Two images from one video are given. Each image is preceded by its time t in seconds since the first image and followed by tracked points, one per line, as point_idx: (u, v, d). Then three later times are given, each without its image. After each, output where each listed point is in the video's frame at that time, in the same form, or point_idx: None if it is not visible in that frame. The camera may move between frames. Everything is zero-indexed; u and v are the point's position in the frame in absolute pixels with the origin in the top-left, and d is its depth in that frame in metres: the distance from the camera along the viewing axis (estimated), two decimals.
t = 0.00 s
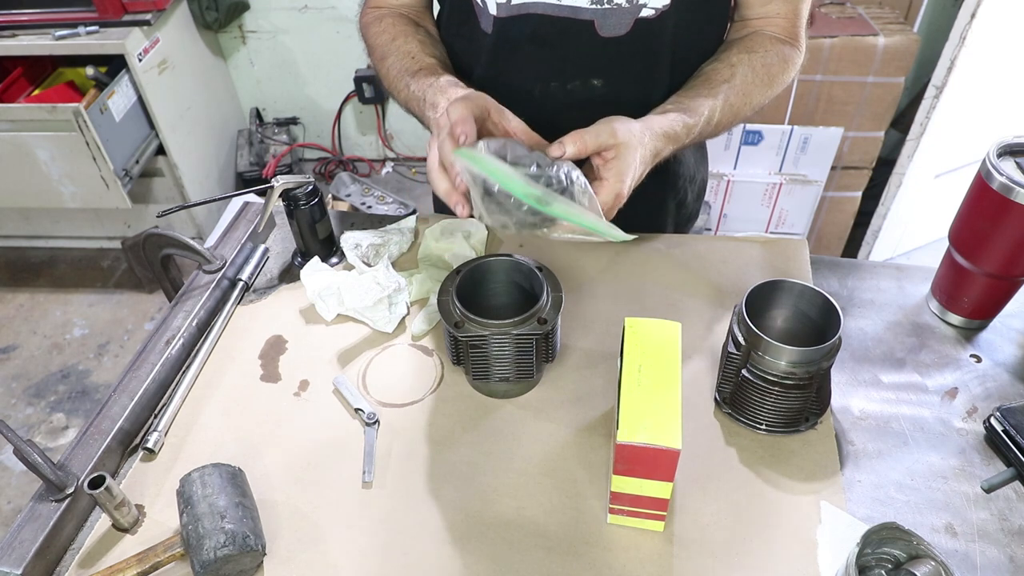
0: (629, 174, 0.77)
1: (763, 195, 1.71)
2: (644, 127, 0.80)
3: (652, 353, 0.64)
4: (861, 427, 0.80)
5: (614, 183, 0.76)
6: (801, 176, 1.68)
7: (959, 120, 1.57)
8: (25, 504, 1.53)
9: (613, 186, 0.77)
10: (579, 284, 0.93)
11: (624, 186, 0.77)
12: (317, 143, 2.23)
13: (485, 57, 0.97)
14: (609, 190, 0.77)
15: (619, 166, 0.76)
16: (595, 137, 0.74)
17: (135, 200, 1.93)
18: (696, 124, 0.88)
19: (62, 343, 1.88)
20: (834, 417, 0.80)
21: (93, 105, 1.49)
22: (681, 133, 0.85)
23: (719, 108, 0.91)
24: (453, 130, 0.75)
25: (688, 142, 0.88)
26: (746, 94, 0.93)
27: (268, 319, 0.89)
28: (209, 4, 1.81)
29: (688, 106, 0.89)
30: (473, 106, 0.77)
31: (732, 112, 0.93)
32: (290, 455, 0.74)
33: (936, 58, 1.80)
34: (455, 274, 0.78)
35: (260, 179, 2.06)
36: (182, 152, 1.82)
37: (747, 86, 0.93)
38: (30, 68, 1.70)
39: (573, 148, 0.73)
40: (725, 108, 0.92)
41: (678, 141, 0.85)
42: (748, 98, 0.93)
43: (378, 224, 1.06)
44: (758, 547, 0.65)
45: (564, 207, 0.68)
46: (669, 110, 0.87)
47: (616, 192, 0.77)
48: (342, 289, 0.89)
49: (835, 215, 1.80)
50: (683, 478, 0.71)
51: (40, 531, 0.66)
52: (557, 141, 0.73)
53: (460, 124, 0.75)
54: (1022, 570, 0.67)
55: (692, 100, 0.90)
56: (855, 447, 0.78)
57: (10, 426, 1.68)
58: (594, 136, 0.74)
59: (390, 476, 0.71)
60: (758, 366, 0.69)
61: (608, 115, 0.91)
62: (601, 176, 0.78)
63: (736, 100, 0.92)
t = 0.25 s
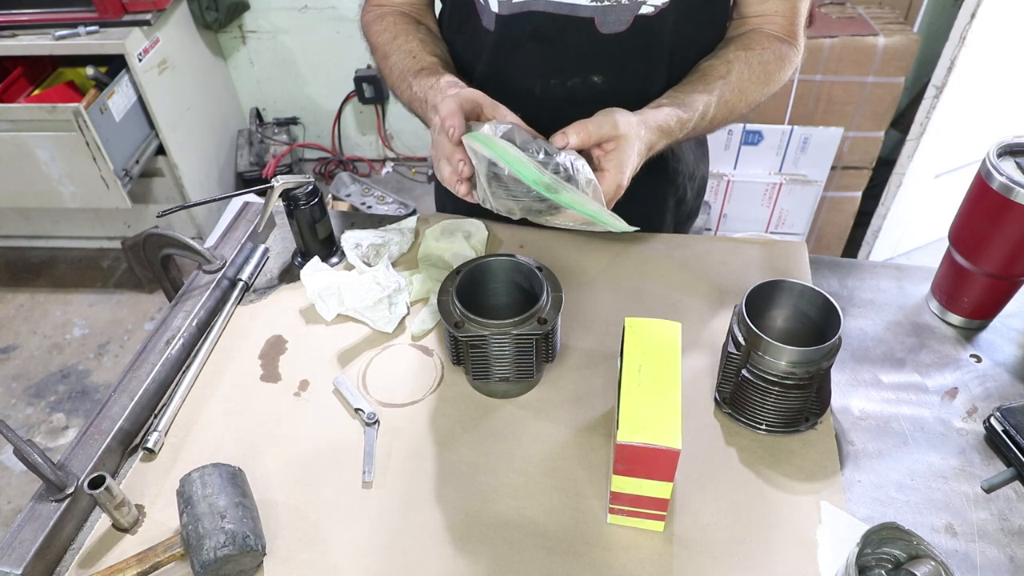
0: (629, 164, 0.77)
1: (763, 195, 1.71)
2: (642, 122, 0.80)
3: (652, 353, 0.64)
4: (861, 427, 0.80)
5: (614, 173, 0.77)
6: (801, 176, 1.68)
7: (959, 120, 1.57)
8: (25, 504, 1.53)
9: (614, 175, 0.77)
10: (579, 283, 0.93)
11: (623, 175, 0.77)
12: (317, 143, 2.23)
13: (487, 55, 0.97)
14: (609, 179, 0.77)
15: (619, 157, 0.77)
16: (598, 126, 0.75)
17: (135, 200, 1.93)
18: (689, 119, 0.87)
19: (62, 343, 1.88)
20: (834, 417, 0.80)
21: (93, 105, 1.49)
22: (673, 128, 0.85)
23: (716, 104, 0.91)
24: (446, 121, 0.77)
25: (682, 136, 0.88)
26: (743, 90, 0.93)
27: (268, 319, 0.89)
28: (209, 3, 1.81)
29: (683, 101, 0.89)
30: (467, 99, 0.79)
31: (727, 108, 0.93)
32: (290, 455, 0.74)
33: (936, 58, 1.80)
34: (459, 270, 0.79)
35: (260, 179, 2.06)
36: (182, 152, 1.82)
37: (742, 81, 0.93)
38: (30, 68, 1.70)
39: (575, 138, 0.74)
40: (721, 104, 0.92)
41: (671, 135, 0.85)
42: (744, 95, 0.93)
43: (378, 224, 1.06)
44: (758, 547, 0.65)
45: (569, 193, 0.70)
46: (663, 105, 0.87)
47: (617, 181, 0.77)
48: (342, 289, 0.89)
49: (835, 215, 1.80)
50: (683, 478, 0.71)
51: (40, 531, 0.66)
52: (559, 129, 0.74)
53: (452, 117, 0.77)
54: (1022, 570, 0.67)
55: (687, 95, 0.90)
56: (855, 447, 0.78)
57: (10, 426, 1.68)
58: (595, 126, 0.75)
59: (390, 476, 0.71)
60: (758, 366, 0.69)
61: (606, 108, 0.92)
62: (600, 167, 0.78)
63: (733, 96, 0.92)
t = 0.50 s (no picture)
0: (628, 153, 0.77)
1: (763, 195, 1.71)
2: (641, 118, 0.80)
3: (652, 353, 0.64)
4: (861, 427, 0.80)
5: (612, 161, 0.76)
6: (801, 176, 1.68)
7: (958, 120, 1.57)
8: (25, 504, 1.53)
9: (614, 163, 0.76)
10: (579, 283, 0.93)
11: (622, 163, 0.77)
12: (317, 143, 2.23)
13: (489, 53, 0.97)
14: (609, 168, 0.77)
15: (619, 146, 0.76)
16: (599, 114, 0.75)
17: (135, 200, 1.93)
18: (690, 114, 0.88)
19: (62, 343, 1.88)
20: (834, 417, 0.80)
21: (93, 105, 1.49)
22: (675, 122, 0.86)
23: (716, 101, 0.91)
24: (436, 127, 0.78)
25: (682, 132, 0.89)
26: (744, 87, 0.93)
27: (268, 319, 0.89)
28: (209, 4, 1.81)
29: (684, 96, 0.89)
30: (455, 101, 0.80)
31: (728, 104, 0.93)
32: (290, 455, 0.74)
33: (936, 58, 1.80)
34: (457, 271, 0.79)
35: (260, 179, 2.06)
36: (182, 152, 1.82)
37: (743, 77, 0.93)
38: (30, 68, 1.70)
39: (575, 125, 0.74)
40: (722, 101, 0.92)
41: (672, 130, 0.86)
42: (744, 92, 0.93)
43: (379, 224, 1.06)
44: (758, 547, 0.65)
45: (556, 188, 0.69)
46: (664, 99, 0.87)
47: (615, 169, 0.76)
48: (342, 289, 0.89)
49: (834, 215, 1.80)
50: (683, 478, 0.71)
51: (40, 531, 0.66)
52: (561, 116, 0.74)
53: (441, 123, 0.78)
54: (1022, 570, 0.67)
55: (689, 90, 0.90)
56: (855, 447, 0.78)
57: (10, 426, 1.68)
58: (595, 114, 0.75)
59: (390, 476, 0.71)
60: (758, 366, 0.69)
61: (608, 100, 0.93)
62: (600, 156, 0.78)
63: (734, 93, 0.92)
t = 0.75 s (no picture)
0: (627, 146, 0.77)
1: (763, 195, 1.71)
2: (642, 116, 0.80)
3: (652, 352, 0.64)
4: (861, 427, 0.80)
5: (612, 150, 0.77)
6: (801, 176, 1.68)
7: (959, 120, 1.57)
8: (25, 504, 1.53)
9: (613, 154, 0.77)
10: (579, 283, 0.93)
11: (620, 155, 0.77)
12: (317, 143, 2.23)
13: (492, 50, 0.97)
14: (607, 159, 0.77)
15: (618, 137, 0.77)
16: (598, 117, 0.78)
17: (135, 200, 1.93)
18: (694, 107, 0.88)
19: (62, 343, 1.88)
20: (834, 417, 0.80)
21: (93, 105, 1.49)
22: (677, 115, 0.86)
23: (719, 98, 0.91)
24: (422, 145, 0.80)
25: (685, 125, 0.89)
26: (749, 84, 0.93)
27: (268, 319, 0.89)
28: (209, 3, 1.81)
29: (684, 95, 0.89)
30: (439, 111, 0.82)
31: (732, 101, 0.93)
32: (289, 455, 0.74)
33: (936, 58, 1.80)
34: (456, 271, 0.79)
35: (260, 179, 2.06)
36: (182, 152, 1.82)
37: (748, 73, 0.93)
38: (30, 68, 1.70)
39: (574, 126, 0.78)
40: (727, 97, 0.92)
41: (675, 122, 0.86)
42: (748, 89, 0.93)
43: (379, 224, 1.06)
44: (758, 547, 0.65)
45: (543, 185, 0.70)
46: (667, 91, 0.88)
47: (613, 160, 0.77)
48: (342, 289, 0.89)
49: (835, 215, 1.80)
50: (683, 478, 0.71)
51: (40, 531, 0.66)
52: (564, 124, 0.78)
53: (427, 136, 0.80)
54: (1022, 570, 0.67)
55: (693, 85, 0.90)
56: (855, 447, 0.78)
57: (10, 426, 1.68)
58: (595, 117, 0.78)
59: (390, 476, 0.71)
60: (758, 366, 0.69)
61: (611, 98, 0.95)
62: (599, 147, 0.78)
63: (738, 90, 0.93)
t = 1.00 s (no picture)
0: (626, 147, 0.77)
1: (763, 195, 1.71)
2: (640, 115, 0.80)
3: (652, 353, 0.64)
4: (861, 427, 0.80)
5: (612, 150, 0.77)
6: (801, 176, 1.68)
7: (958, 120, 1.57)
8: (25, 504, 1.53)
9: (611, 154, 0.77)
10: (579, 283, 0.93)
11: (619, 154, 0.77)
12: (317, 143, 2.23)
13: (495, 49, 0.97)
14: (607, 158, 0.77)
15: (616, 137, 0.77)
16: (592, 119, 0.78)
17: (135, 200, 1.93)
18: (695, 107, 0.89)
19: (62, 343, 1.88)
20: (834, 417, 0.80)
21: (93, 105, 1.49)
22: (679, 115, 0.86)
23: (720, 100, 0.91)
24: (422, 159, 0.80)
25: (687, 126, 0.89)
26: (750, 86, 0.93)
27: (268, 319, 0.89)
28: (209, 3, 1.81)
29: (685, 95, 0.89)
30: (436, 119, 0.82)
31: (733, 102, 0.93)
32: (289, 456, 0.73)
33: (936, 58, 1.80)
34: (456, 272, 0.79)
35: (260, 179, 2.06)
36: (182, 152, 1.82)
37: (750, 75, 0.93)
38: (30, 68, 1.70)
39: (568, 128, 0.77)
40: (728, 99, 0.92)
41: (676, 122, 0.86)
42: (750, 90, 0.93)
43: (379, 224, 1.06)
44: (759, 547, 0.65)
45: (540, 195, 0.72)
46: (668, 92, 0.88)
47: (610, 158, 0.77)
48: (342, 289, 0.89)
49: (835, 215, 1.80)
50: (683, 478, 0.71)
51: (40, 531, 0.66)
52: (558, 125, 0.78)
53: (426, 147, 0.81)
54: (1022, 570, 0.67)
55: (695, 86, 0.90)
56: (855, 447, 0.78)
57: (10, 426, 1.68)
58: (587, 118, 0.77)
59: (390, 476, 0.71)
60: (758, 366, 0.69)
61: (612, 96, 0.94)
62: (598, 148, 0.78)
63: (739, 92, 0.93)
